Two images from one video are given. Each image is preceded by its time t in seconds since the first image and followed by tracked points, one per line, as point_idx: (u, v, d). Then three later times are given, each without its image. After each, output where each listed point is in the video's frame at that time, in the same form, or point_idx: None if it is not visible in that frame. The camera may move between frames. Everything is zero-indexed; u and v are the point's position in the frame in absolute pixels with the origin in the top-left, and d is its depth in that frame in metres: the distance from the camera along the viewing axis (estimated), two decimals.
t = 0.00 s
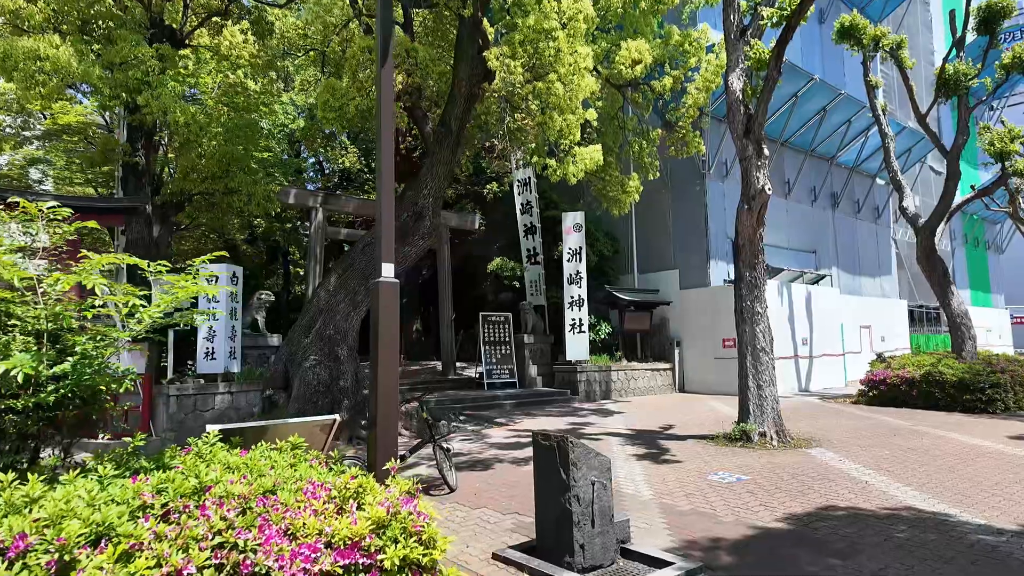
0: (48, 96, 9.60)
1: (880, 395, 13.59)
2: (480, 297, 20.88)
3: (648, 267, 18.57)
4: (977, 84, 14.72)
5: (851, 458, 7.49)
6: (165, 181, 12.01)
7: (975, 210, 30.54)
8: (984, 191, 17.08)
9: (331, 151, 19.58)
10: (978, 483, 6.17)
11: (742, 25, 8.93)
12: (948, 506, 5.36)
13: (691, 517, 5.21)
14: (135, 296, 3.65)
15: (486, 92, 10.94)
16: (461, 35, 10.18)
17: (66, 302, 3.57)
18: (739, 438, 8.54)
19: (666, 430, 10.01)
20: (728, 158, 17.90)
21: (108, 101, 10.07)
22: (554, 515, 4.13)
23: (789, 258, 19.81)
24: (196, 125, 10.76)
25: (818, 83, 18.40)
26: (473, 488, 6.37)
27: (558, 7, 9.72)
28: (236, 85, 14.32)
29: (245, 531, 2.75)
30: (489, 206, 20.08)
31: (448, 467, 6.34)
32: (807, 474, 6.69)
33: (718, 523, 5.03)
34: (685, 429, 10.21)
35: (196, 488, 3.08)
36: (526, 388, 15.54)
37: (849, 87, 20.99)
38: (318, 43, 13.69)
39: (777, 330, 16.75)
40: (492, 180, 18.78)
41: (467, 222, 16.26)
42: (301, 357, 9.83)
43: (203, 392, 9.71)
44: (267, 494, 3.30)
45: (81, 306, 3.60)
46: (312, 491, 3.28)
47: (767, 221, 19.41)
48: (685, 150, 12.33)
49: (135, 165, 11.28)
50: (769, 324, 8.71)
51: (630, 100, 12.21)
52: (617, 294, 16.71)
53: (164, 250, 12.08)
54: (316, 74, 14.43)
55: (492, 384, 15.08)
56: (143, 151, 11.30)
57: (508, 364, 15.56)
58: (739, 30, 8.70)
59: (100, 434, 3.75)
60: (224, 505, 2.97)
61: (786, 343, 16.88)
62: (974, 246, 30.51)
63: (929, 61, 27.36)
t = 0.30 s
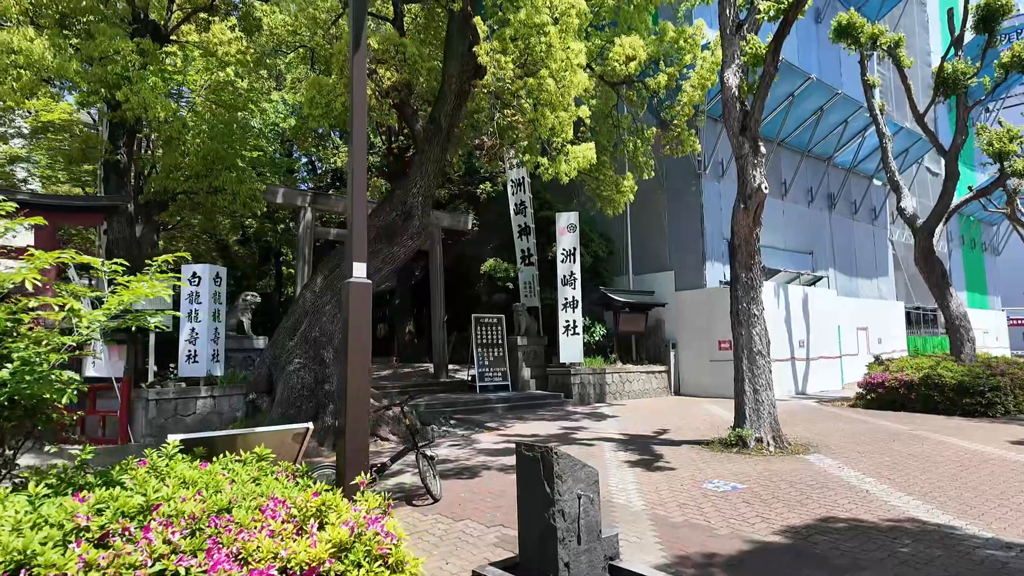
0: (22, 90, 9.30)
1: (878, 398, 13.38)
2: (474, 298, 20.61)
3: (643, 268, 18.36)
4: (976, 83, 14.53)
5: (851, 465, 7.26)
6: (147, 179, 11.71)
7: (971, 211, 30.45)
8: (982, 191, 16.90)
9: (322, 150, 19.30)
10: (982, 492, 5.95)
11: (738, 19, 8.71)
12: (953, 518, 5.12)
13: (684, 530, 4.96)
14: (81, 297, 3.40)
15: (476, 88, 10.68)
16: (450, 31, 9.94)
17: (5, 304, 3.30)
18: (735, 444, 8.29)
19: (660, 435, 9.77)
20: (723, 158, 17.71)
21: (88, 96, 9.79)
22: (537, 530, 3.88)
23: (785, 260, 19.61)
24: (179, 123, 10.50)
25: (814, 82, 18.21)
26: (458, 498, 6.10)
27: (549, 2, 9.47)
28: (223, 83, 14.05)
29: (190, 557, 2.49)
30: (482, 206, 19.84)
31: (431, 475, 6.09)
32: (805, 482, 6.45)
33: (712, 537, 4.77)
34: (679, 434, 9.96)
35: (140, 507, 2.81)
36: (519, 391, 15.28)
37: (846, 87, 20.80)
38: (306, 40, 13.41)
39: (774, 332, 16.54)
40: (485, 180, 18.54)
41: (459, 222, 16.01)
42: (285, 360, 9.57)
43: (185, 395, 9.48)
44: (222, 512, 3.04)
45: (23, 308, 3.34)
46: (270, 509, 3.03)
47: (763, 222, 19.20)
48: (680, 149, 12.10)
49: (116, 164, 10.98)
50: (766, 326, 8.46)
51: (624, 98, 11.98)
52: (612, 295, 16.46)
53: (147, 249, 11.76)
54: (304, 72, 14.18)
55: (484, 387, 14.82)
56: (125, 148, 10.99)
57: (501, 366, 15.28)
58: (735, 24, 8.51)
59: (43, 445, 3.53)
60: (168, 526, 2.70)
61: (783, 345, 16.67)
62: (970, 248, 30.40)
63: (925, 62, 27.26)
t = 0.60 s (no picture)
0: None
1: (876, 398, 13.16)
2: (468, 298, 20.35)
3: (639, 267, 18.13)
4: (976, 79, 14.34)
5: (850, 468, 7.01)
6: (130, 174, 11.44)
7: (970, 210, 30.28)
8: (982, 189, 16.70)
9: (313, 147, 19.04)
10: (988, 496, 5.72)
11: (733, 8, 8.48)
12: (959, 524, 4.88)
13: (677, 537, 4.72)
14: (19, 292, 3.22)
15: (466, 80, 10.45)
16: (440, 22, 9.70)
17: None
18: (731, 445, 8.04)
19: (654, 436, 9.52)
20: (720, 155, 17.48)
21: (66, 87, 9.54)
22: (518, 539, 3.63)
23: (783, 258, 19.39)
24: (161, 117, 10.23)
25: (812, 79, 17.99)
26: (441, 503, 5.84)
27: None
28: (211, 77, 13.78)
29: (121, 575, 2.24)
30: (477, 203, 19.58)
31: (414, 479, 5.83)
32: (804, 486, 6.20)
33: (706, 545, 4.52)
34: (675, 435, 9.73)
35: (74, 517, 2.56)
36: (512, 391, 15.02)
37: (844, 84, 20.57)
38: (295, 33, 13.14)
39: (771, 332, 16.32)
40: (480, 178, 18.29)
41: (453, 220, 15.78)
42: (269, 360, 9.30)
43: (166, 396, 9.23)
44: (168, 523, 2.78)
45: None
46: (221, 518, 2.78)
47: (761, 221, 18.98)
48: (676, 144, 11.85)
49: (98, 158, 10.70)
50: (763, 325, 8.21)
51: (619, 92, 11.74)
52: (608, 294, 16.21)
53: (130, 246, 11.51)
54: (294, 66, 13.89)
55: (477, 387, 14.57)
56: (107, 142, 10.77)
57: (495, 366, 15.04)
58: (731, 13, 8.29)
59: None
60: (103, 539, 2.46)
61: (780, 345, 16.44)
62: (969, 247, 30.24)
63: (924, 61, 27.08)
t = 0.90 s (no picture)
0: None
1: (877, 401, 12.93)
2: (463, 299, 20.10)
3: (635, 268, 17.91)
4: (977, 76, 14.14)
5: (851, 476, 6.77)
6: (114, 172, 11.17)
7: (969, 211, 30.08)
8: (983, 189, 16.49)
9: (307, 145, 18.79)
10: (996, 505, 5.48)
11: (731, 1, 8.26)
12: (968, 538, 4.64)
13: (670, 552, 4.47)
14: None
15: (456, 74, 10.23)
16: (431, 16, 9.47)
17: None
18: (728, 451, 7.81)
19: (650, 441, 9.27)
20: (718, 155, 17.24)
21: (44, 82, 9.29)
22: (498, 559, 3.38)
23: (782, 259, 19.16)
24: (144, 113, 9.97)
25: (811, 77, 17.77)
26: (425, 514, 5.59)
27: None
28: (200, 74, 13.55)
29: None
30: (472, 203, 19.35)
31: (397, 489, 5.59)
32: (804, 496, 5.95)
33: (700, 561, 4.28)
34: (671, 439, 9.48)
35: None
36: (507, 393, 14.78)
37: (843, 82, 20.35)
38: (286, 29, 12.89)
39: (770, 333, 16.08)
40: (474, 177, 18.05)
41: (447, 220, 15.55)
42: (254, 362, 9.06)
43: (148, 400, 8.92)
44: (106, 550, 2.54)
45: None
46: (164, 543, 2.52)
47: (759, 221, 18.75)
48: (673, 142, 11.60)
49: (81, 155, 10.42)
50: (761, 327, 7.97)
51: (614, 89, 11.52)
52: (604, 294, 15.96)
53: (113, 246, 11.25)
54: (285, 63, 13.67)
55: (471, 389, 14.33)
56: (90, 140, 10.45)
57: (489, 368, 14.80)
58: (728, 6, 8.07)
59: None
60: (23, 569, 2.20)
61: (779, 347, 16.21)
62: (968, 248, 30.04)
63: (923, 60, 26.91)
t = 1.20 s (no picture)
0: None
1: (878, 403, 12.72)
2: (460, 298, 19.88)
3: (633, 267, 17.71)
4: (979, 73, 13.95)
5: (852, 479, 6.56)
6: (100, 167, 10.92)
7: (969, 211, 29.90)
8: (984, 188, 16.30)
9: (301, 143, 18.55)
10: (1004, 511, 5.27)
11: None
12: (977, 546, 4.43)
13: (664, 561, 4.26)
14: None
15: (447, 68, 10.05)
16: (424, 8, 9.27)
17: None
18: (726, 454, 7.59)
19: (646, 443, 9.06)
20: (716, 153, 17.02)
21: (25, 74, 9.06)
22: (480, 571, 3.16)
23: (781, 258, 18.97)
24: (130, 107, 9.74)
25: (811, 74, 17.58)
26: (410, 519, 5.36)
27: None
28: (191, 69, 13.33)
29: None
30: (468, 202, 19.14)
31: (381, 493, 5.38)
32: (804, 500, 5.74)
33: (696, 570, 4.06)
34: (668, 441, 9.27)
35: None
36: (502, 394, 14.56)
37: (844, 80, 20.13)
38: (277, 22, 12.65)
39: (769, 333, 15.87)
40: (471, 175, 17.85)
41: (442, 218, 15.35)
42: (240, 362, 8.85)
43: (131, 400, 8.71)
44: (41, 564, 2.32)
45: None
46: (104, 557, 2.30)
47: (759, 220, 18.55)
48: (670, 138, 11.40)
49: (64, 150, 10.15)
50: (760, 326, 7.75)
51: (611, 84, 11.34)
52: (601, 294, 15.73)
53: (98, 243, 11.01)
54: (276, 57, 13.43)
55: (466, 390, 14.12)
56: (75, 134, 10.21)
57: (484, 368, 14.59)
58: None
59: None
60: None
61: (779, 347, 16.00)
62: (968, 248, 29.86)
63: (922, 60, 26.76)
